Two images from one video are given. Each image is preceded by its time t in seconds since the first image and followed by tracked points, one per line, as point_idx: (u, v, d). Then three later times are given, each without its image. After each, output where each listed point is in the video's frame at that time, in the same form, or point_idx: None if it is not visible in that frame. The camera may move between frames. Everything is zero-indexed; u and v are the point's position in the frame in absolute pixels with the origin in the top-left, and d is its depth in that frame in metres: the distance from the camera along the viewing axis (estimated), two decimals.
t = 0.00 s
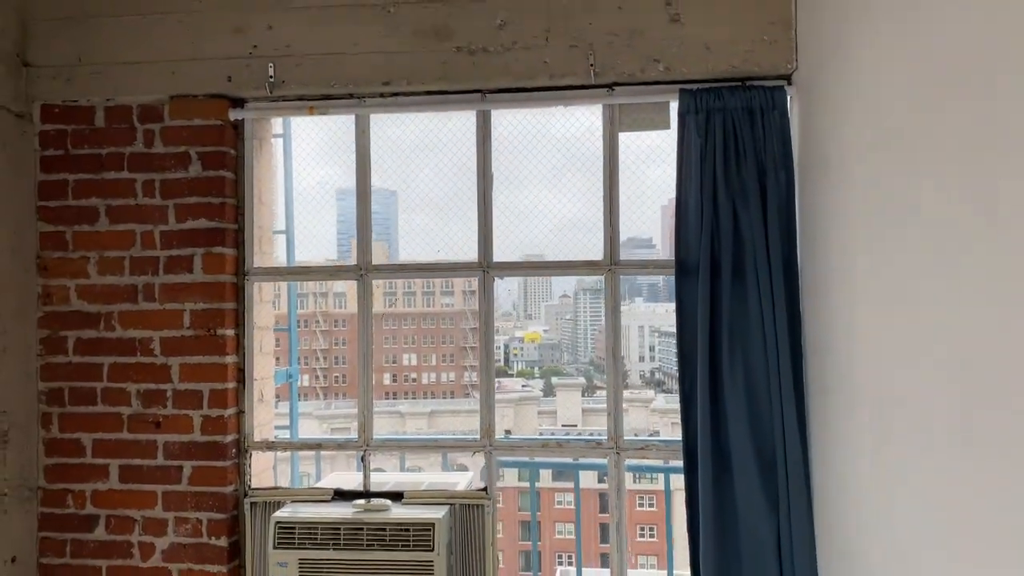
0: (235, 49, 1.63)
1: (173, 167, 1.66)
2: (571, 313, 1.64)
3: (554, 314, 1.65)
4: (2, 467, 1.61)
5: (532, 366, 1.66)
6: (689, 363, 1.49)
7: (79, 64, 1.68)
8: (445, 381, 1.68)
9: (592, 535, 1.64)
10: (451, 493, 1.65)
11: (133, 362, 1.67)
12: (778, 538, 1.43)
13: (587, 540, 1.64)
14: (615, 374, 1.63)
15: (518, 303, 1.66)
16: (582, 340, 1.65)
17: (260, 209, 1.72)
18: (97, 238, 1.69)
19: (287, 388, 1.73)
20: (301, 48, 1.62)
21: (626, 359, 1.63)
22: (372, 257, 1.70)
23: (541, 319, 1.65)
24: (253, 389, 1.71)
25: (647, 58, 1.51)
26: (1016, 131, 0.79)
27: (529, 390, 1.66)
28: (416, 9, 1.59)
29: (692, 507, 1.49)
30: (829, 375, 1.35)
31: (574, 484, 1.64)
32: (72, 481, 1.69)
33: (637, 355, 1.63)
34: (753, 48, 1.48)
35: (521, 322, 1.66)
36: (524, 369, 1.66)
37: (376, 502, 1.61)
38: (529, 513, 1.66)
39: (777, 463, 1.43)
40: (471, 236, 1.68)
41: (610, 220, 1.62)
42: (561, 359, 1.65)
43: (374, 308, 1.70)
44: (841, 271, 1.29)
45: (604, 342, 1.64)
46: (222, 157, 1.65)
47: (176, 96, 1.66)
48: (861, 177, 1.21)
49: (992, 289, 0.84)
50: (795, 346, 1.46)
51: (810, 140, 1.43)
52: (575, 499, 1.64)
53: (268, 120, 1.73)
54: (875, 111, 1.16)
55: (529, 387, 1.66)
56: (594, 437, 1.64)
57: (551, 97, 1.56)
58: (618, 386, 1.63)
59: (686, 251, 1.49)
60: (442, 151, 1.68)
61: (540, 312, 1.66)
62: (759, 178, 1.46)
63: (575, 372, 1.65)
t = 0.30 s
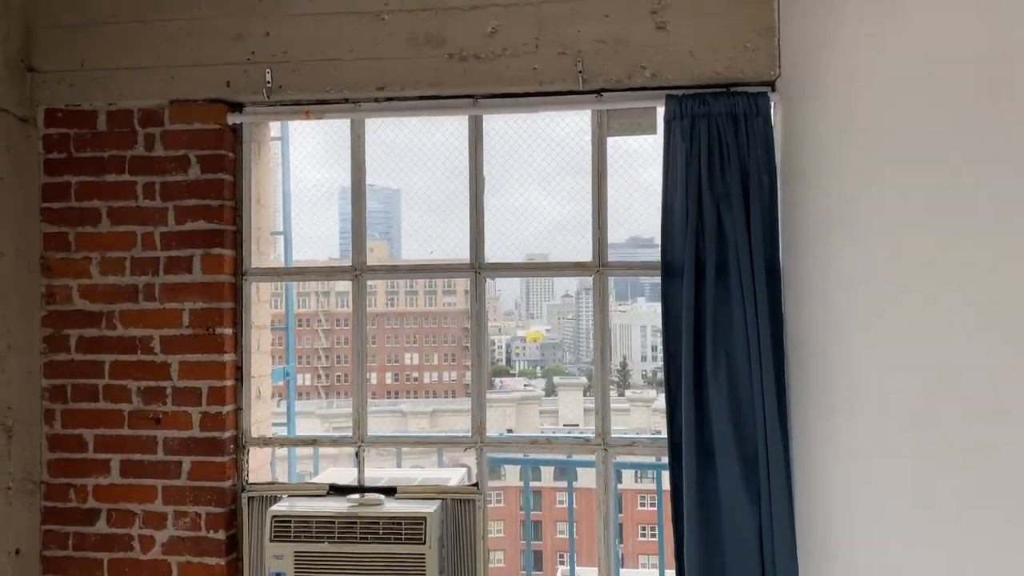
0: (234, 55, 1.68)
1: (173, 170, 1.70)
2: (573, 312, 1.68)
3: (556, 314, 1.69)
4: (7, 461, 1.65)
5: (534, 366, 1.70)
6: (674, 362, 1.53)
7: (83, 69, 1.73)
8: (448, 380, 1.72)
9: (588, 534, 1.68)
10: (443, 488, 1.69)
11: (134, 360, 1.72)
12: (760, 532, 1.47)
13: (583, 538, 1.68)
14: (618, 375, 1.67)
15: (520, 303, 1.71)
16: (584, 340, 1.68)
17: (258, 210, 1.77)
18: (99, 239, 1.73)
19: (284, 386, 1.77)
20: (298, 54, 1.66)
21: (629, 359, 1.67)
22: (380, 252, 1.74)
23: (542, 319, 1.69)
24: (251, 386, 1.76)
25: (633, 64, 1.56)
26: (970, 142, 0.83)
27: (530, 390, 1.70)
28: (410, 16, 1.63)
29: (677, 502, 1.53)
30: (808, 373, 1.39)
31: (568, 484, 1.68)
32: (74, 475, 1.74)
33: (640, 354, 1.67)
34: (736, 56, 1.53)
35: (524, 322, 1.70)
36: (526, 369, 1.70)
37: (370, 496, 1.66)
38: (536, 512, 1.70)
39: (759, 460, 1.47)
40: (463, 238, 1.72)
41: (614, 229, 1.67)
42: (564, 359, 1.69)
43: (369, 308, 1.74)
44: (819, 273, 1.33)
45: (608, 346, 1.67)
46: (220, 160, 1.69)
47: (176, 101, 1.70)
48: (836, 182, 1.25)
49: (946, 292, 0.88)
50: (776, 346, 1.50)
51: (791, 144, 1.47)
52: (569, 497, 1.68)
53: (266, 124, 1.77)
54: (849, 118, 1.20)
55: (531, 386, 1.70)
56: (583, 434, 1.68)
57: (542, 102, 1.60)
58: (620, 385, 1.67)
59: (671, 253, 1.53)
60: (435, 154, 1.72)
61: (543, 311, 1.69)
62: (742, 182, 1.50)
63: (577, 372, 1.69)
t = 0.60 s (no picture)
0: (236, 60, 1.72)
1: (177, 171, 1.75)
2: (574, 311, 1.73)
3: (558, 313, 1.74)
4: (17, 455, 1.70)
5: (535, 365, 1.75)
6: (664, 359, 1.58)
7: (90, 73, 1.77)
8: (448, 381, 1.77)
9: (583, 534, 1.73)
10: (439, 481, 1.74)
11: (138, 356, 1.77)
12: (746, 525, 1.52)
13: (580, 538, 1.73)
14: (620, 375, 1.72)
15: (523, 305, 1.75)
16: (584, 339, 1.73)
17: (260, 211, 1.81)
18: (105, 238, 1.78)
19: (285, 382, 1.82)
20: (299, 59, 1.70)
21: (630, 357, 1.72)
22: (382, 252, 1.79)
23: (544, 319, 1.74)
24: (252, 382, 1.80)
25: (625, 70, 1.60)
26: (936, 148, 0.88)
27: (531, 389, 1.75)
28: (408, 23, 1.67)
29: (666, 495, 1.57)
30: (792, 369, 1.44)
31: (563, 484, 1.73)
32: (81, 469, 1.79)
33: (641, 353, 1.71)
34: (724, 61, 1.57)
35: (525, 321, 1.75)
36: (528, 368, 1.75)
37: (368, 490, 1.71)
38: (537, 511, 1.74)
39: (745, 454, 1.52)
40: (459, 239, 1.77)
41: (615, 233, 1.71)
42: (565, 359, 1.74)
43: (368, 307, 1.79)
44: (802, 272, 1.38)
45: (612, 344, 1.72)
46: (223, 163, 1.74)
47: (181, 105, 1.75)
48: (817, 185, 1.29)
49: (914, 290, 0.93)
50: (762, 344, 1.55)
51: (777, 148, 1.51)
52: (567, 496, 1.73)
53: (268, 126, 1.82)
54: (829, 123, 1.24)
55: (533, 385, 1.75)
56: (575, 429, 1.73)
57: (536, 106, 1.64)
58: (621, 385, 1.72)
59: (661, 253, 1.57)
60: (432, 157, 1.77)
61: (543, 311, 1.74)
62: (729, 184, 1.54)
63: (578, 372, 1.73)
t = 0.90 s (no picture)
0: (243, 65, 1.77)
1: (185, 173, 1.80)
2: (575, 309, 1.78)
3: (558, 311, 1.79)
4: (29, 448, 1.76)
5: (537, 364, 1.80)
6: (658, 355, 1.62)
7: (100, 77, 1.82)
8: (449, 379, 1.82)
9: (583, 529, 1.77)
10: (441, 473, 1.78)
11: (148, 353, 1.81)
12: (738, 517, 1.56)
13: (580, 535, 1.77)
14: (621, 372, 1.77)
15: (525, 301, 1.80)
16: (581, 338, 1.78)
17: (266, 212, 1.86)
18: (116, 238, 1.83)
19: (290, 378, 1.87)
20: (304, 64, 1.75)
21: (633, 356, 1.77)
22: (384, 250, 1.84)
23: (546, 318, 1.79)
24: (259, 379, 1.85)
25: (620, 74, 1.65)
26: (912, 152, 0.92)
27: (533, 388, 1.79)
28: (410, 28, 1.72)
29: (661, 488, 1.62)
30: (782, 365, 1.49)
31: (563, 484, 1.78)
32: (92, 462, 1.84)
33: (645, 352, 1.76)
34: (717, 66, 1.62)
35: (526, 320, 1.80)
36: (530, 367, 1.80)
37: (371, 482, 1.75)
38: (537, 509, 1.79)
39: (738, 448, 1.56)
40: (460, 239, 1.81)
41: (612, 232, 1.76)
42: (567, 359, 1.79)
43: (370, 305, 1.84)
44: (791, 271, 1.42)
45: (611, 342, 1.77)
46: (230, 165, 1.79)
47: (189, 108, 1.80)
48: (805, 187, 1.34)
49: (892, 287, 0.97)
50: (754, 341, 1.59)
51: (768, 151, 1.56)
52: (567, 495, 1.78)
53: (274, 129, 1.87)
54: (815, 127, 1.29)
55: (535, 384, 1.79)
56: (571, 423, 1.78)
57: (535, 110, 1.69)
58: (623, 384, 1.77)
59: (656, 253, 1.62)
60: (434, 159, 1.82)
61: (545, 311, 1.79)
62: (722, 186, 1.58)
63: (579, 371, 1.78)
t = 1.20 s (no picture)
0: (254, 70, 1.81)
1: (197, 176, 1.84)
2: (575, 308, 1.82)
3: (558, 310, 1.83)
4: (46, 444, 1.80)
5: (538, 362, 1.84)
6: (659, 353, 1.67)
7: (114, 82, 1.87)
8: (451, 378, 1.86)
9: (585, 526, 1.82)
10: (446, 470, 1.83)
11: (161, 351, 1.86)
12: (737, 511, 1.60)
13: (582, 533, 1.82)
14: (622, 371, 1.81)
15: (525, 299, 1.84)
16: (581, 337, 1.82)
17: (275, 213, 1.91)
18: (130, 239, 1.87)
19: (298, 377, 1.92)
20: (313, 69, 1.79)
21: (633, 355, 1.81)
22: (386, 249, 1.88)
23: (546, 317, 1.83)
24: (269, 377, 1.90)
25: (622, 80, 1.69)
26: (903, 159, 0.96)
27: (534, 387, 1.84)
28: (417, 34, 1.76)
29: (662, 483, 1.66)
30: (780, 363, 1.53)
31: (567, 483, 1.82)
32: (106, 458, 1.88)
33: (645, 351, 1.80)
34: (716, 72, 1.66)
35: (527, 319, 1.84)
36: (530, 365, 1.84)
37: (379, 478, 1.80)
38: (540, 508, 1.83)
39: (736, 444, 1.60)
40: (465, 239, 1.86)
41: (614, 231, 1.80)
42: (568, 357, 1.83)
43: (377, 304, 1.88)
44: (787, 272, 1.47)
45: (612, 341, 1.81)
46: (241, 168, 1.83)
47: (201, 112, 1.84)
48: (801, 190, 1.38)
49: (885, 288, 1.02)
50: (753, 340, 1.63)
51: (766, 155, 1.60)
52: (569, 494, 1.82)
53: (284, 132, 1.91)
54: (811, 132, 1.33)
55: (535, 382, 1.84)
56: (574, 420, 1.82)
57: (538, 114, 1.73)
58: (624, 383, 1.81)
59: (657, 253, 1.66)
60: (439, 162, 1.86)
61: (546, 310, 1.83)
62: (721, 189, 1.63)
63: (580, 369, 1.83)
